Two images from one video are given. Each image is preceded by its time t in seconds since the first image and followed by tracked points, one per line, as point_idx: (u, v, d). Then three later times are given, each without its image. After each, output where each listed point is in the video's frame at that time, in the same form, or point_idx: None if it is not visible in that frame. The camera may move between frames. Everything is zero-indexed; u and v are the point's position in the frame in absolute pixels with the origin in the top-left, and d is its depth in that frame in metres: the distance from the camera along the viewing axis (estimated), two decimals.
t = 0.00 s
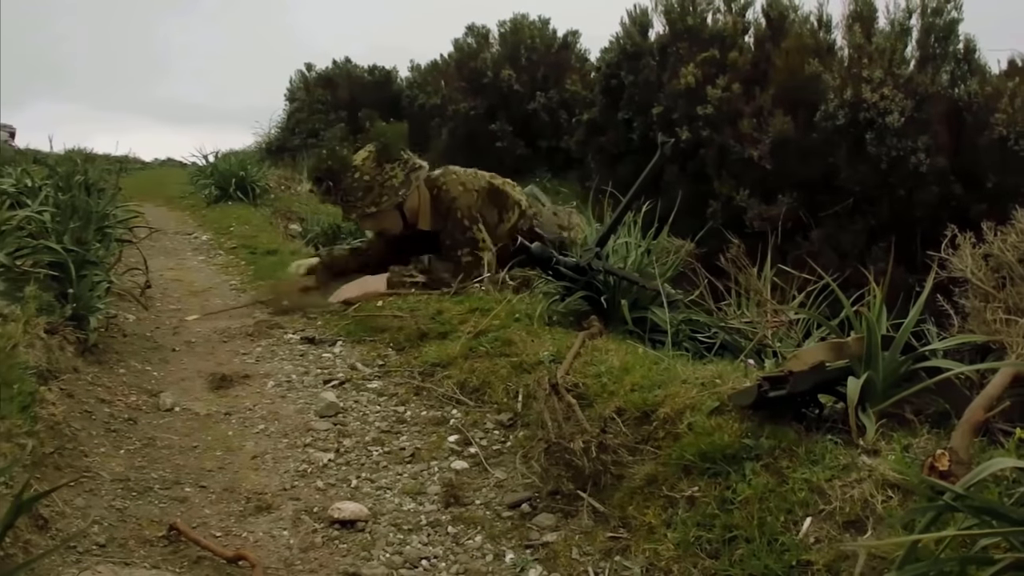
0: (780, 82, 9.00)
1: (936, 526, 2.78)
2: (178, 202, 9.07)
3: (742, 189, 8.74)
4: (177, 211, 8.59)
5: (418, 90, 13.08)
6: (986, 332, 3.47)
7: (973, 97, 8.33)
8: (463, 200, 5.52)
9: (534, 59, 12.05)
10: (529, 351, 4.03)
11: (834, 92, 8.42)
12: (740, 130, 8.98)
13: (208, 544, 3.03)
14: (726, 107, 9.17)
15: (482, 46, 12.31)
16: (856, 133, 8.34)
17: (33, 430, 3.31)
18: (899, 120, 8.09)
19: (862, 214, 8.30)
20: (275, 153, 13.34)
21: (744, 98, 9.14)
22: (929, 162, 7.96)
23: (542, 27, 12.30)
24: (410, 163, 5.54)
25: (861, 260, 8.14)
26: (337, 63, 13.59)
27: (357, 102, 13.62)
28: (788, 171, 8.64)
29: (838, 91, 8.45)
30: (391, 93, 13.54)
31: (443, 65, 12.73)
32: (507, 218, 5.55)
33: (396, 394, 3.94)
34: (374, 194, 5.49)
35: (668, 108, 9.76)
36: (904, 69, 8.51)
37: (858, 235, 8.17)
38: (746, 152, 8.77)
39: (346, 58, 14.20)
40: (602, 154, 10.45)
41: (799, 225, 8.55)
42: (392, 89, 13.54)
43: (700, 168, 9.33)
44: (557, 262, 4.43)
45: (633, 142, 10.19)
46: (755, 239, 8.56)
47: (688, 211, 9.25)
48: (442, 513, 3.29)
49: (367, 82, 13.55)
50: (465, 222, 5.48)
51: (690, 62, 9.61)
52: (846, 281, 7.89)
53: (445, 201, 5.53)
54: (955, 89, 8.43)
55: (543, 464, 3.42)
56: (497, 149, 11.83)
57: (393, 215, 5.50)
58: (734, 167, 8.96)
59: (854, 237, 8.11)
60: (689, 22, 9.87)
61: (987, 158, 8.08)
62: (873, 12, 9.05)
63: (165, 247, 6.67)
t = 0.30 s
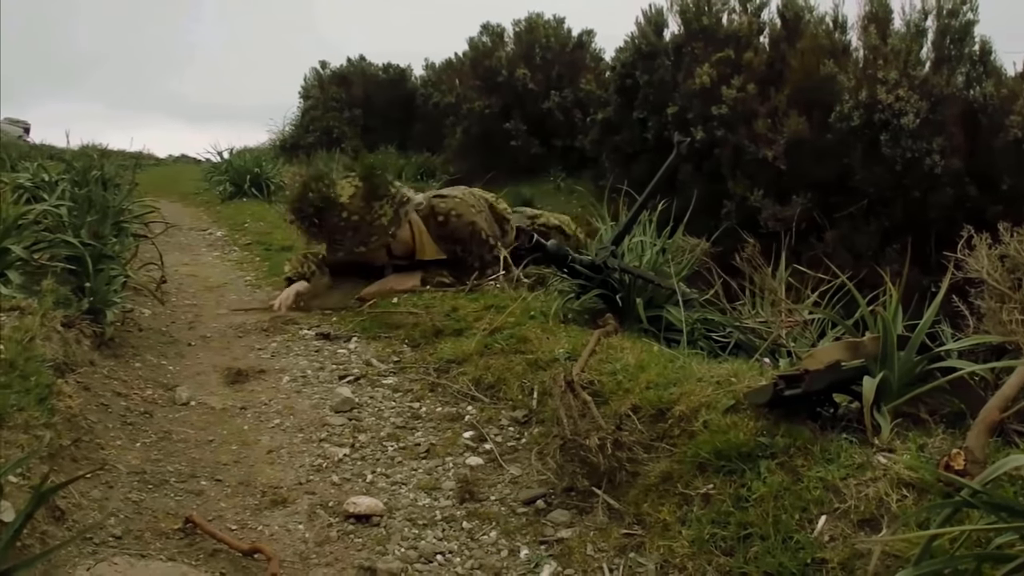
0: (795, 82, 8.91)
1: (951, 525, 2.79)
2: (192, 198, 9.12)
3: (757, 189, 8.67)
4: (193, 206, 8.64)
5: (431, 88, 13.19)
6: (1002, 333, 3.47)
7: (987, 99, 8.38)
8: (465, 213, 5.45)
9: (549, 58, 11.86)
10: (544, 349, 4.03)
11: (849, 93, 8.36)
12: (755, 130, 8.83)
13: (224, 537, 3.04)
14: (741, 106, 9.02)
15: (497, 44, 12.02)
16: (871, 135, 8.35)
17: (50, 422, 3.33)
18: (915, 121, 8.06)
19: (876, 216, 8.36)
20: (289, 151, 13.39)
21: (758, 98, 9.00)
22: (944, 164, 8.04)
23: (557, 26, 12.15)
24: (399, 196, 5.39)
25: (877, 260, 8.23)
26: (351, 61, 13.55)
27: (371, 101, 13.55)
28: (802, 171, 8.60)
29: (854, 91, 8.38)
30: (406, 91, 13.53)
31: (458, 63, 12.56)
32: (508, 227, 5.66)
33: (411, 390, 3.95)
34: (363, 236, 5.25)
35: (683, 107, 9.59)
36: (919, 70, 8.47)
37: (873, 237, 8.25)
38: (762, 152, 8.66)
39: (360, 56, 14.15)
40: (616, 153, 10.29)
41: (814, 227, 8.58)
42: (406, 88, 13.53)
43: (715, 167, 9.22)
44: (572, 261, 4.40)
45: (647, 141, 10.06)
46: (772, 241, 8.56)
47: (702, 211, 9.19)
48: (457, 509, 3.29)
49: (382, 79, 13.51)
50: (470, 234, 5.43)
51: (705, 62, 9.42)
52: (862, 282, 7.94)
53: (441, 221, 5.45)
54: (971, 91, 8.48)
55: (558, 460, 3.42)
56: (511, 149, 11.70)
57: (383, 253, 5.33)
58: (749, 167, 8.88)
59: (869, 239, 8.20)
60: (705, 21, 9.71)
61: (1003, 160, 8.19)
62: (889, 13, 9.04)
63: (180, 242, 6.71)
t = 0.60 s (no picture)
0: (805, 84, 9.47)
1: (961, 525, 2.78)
2: (202, 200, 9.13)
3: (766, 189, 9.21)
4: (202, 208, 8.65)
5: (441, 89, 13.34)
6: (1012, 334, 3.46)
7: (996, 100, 8.74)
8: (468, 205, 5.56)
9: (558, 58, 12.21)
10: (554, 349, 4.04)
11: (859, 94, 8.84)
12: (764, 131, 9.44)
13: (235, 537, 3.05)
14: (750, 108, 9.68)
15: (506, 45, 12.47)
16: (880, 136, 8.75)
17: (62, 422, 3.34)
18: (923, 122, 8.52)
19: (886, 216, 8.70)
20: (297, 152, 13.41)
21: (768, 99, 9.62)
22: (952, 165, 8.38)
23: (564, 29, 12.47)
24: (403, 194, 5.32)
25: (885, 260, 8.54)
26: (360, 62, 13.58)
27: (380, 102, 13.59)
28: (811, 172, 9.10)
29: (863, 92, 8.86)
30: (415, 92, 13.64)
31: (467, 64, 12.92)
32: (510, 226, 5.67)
33: (420, 391, 3.96)
34: (375, 235, 5.20)
35: (693, 108, 10.18)
36: (928, 71, 8.94)
37: (882, 237, 8.49)
38: (771, 153, 9.22)
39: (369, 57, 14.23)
40: (627, 154, 10.77)
41: (822, 227, 8.93)
42: (415, 88, 13.63)
43: (725, 168, 9.79)
44: (582, 261, 4.41)
45: (658, 143, 10.55)
46: (777, 239, 9.01)
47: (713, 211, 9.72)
48: (467, 509, 3.30)
49: (392, 81, 13.57)
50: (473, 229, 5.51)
51: (716, 63, 10.05)
52: (871, 280, 8.18)
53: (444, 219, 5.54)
54: (979, 92, 8.86)
55: (568, 460, 3.43)
56: (520, 149, 11.90)
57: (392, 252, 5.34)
58: (759, 168, 9.43)
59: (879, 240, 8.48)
60: (714, 22, 10.34)
61: (1010, 161, 8.50)
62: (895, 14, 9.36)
63: (190, 243, 6.72)
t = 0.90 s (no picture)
0: (815, 82, 8.37)
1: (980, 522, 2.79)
2: (215, 202, 9.15)
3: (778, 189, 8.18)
4: (215, 211, 8.66)
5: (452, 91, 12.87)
6: None
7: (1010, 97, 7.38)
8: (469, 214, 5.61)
9: (569, 59, 11.53)
10: (571, 349, 4.05)
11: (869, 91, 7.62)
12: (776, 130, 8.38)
13: (256, 538, 3.06)
14: (762, 106, 8.56)
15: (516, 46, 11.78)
16: (893, 133, 7.53)
17: (82, 425, 3.36)
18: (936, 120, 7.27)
19: (899, 216, 7.64)
20: (309, 154, 13.42)
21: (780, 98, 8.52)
22: (966, 162, 7.18)
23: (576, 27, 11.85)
24: (423, 197, 5.71)
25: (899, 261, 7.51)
26: (370, 64, 13.28)
27: (391, 104, 13.25)
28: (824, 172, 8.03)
29: (874, 90, 7.64)
30: (425, 94, 13.19)
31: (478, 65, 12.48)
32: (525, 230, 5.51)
33: (438, 392, 3.97)
34: (392, 237, 5.60)
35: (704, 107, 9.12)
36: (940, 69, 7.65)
37: (895, 235, 7.52)
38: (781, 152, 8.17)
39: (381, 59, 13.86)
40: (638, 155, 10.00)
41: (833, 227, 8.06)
42: (426, 91, 13.17)
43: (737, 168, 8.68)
44: (598, 262, 4.39)
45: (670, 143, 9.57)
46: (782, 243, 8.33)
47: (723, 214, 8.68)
48: (487, 509, 3.31)
49: (401, 83, 13.12)
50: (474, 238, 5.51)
51: (726, 62, 8.95)
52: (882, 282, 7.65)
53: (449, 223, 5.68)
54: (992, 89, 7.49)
55: (587, 460, 3.43)
56: (533, 150, 11.37)
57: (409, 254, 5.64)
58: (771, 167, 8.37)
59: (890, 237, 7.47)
60: (726, 21, 9.19)
61: None
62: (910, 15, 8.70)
63: (205, 246, 6.74)
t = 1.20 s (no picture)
0: (842, 86, 8.17)
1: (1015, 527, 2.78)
2: (242, 207, 9.23)
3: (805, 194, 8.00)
4: (244, 216, 8.74)
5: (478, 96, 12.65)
6: None
7: None
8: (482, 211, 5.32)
9: (595, 64, 11.48)
10: (602, 354, 4.07)
11: (897, 96, 7.55)
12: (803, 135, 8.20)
13: (292, 542, 3.08)
14: (788, 110, 8.38)
15: (542, 51, 11.73)
16: (921, 138, 7.43)
17: (118, 429, 3.40)
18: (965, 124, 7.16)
19: (926, 221, 7.49)
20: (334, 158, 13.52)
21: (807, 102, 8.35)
22: (993, 167, 7.05)
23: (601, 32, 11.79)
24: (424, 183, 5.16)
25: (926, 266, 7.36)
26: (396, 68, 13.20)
27: (417, 109, 13.17)
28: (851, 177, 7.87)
29: (902, 95, 7.57)
30: (451, 99, 13.08)
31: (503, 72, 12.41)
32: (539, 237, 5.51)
33: (469, 397, 3.99)
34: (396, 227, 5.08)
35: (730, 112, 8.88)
36: (968, 73, 7.56)
37: (921, 238, 7.34)
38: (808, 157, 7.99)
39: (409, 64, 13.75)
40: (664, 159, 9.60)
41: (861, 230, 7.82)
42: (451, 96, 13.04)
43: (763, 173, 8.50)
44: (628, 266, 4.48)
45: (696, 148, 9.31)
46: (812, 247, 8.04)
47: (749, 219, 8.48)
48: (520, 513, 3.33)
49: (427, 87, 13.05)
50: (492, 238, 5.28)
51: (752, 67, 8.76)
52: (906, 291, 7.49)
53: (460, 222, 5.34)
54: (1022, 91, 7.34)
55: (620, 464, 3.44)
56: (558, 155, 11.20)
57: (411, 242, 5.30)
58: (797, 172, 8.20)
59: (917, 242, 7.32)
60: (751, 25, 9.02)
61: None
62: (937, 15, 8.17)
63: (234, 251, 6.80)
